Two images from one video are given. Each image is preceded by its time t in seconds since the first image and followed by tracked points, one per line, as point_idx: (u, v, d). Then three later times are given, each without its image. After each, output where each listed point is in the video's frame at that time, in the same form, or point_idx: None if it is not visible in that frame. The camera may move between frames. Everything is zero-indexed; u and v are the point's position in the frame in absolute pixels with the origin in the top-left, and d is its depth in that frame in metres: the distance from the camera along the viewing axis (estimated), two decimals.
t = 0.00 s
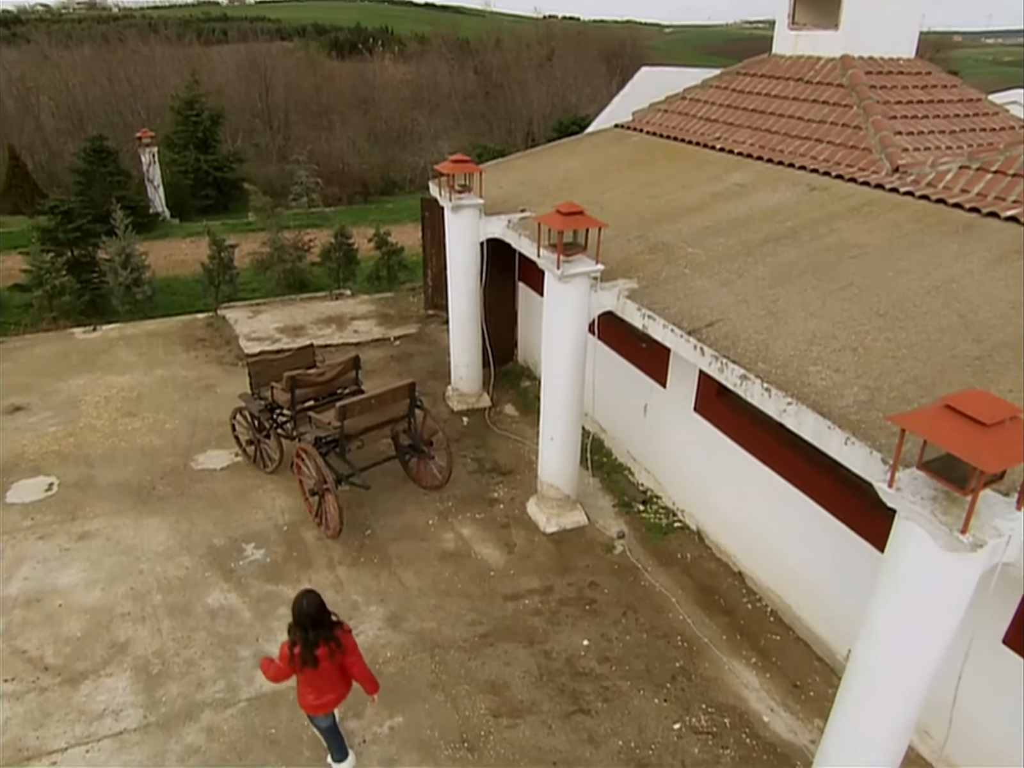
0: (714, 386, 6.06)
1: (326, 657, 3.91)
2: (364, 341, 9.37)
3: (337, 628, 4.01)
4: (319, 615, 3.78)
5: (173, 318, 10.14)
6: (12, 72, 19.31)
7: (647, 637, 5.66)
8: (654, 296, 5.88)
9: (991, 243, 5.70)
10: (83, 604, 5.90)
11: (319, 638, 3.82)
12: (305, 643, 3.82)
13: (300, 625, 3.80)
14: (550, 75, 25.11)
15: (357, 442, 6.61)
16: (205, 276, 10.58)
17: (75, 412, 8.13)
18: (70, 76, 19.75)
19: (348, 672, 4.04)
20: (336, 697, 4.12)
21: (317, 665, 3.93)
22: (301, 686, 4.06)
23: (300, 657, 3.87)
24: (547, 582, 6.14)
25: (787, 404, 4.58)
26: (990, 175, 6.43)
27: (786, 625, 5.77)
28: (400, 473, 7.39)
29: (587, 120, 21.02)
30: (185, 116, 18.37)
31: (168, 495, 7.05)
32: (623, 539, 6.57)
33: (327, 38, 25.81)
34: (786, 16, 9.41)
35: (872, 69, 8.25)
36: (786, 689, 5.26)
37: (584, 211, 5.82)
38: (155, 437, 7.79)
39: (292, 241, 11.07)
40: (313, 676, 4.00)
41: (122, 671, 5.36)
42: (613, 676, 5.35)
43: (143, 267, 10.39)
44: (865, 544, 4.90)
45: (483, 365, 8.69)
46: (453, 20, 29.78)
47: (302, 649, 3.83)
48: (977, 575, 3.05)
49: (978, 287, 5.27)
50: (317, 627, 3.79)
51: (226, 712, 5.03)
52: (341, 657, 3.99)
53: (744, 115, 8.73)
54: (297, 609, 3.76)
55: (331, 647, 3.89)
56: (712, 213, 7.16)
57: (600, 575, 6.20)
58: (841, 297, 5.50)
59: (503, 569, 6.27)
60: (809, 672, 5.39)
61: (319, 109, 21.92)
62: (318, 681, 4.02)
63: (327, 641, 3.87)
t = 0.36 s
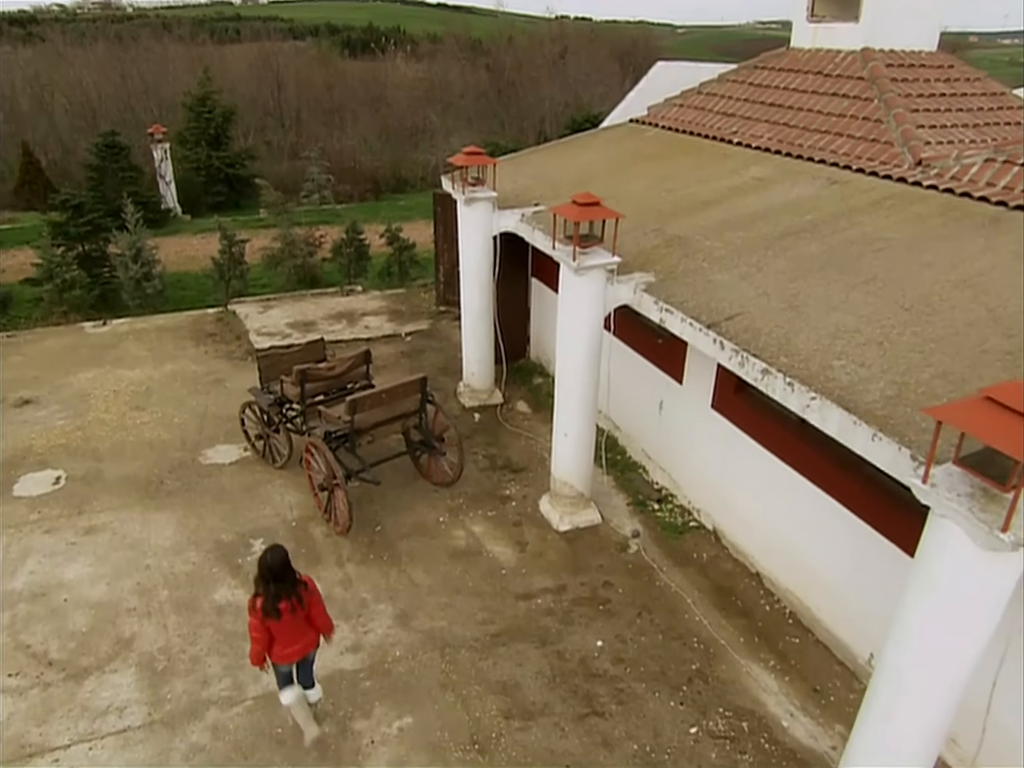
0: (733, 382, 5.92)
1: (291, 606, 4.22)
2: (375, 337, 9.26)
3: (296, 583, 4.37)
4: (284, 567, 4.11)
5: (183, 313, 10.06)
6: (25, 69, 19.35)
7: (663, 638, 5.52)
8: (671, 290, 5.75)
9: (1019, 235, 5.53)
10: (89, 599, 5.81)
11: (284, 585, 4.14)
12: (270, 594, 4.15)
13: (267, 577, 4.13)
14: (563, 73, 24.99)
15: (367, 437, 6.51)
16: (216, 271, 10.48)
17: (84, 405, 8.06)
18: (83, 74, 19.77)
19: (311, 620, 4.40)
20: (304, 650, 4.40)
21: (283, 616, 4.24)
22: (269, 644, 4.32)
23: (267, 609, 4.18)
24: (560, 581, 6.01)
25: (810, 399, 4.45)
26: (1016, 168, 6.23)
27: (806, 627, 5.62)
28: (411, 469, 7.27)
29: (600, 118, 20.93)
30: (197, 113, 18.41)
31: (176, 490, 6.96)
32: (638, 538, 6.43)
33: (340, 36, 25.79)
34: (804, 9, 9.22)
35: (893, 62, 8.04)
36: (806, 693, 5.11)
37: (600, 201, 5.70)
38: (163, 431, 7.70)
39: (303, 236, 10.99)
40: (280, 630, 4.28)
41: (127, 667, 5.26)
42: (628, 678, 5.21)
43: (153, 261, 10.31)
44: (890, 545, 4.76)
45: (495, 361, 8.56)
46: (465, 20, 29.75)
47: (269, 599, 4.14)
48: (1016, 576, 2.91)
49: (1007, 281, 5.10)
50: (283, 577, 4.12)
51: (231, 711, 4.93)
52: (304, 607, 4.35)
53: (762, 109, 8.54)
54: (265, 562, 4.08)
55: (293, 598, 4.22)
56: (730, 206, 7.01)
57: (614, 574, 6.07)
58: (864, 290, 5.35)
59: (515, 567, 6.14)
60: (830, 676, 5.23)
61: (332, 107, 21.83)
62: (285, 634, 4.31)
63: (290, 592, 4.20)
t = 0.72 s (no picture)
0: (756, 376, 5.75)
1: (269, 562, 4.35)
2: (390, 331, 9.13)
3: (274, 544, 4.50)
4: (260, 524, 4.26)
5: (197, 306, 9.97)
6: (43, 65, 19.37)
7: (684, 640, 5.36)
8: (695, 282, 5.59)
9: None
10: (97, 592, 5.72)
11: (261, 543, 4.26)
12: (248, 553, 4.28)
13: (244, 534, 4.27)
14: (579, 72, 24.85)
15: (381, 431, 6.39)
16: (230, 264, 10.36)
17: (96, 397, 7.97)
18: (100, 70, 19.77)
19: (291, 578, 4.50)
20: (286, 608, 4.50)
21: (262, 573, 4.36)
22: (249, 602, 4.43)
23: (245, 566, 4.30)
24: (577, 580, 5.86)
25: (841, 392, 4.29)
26: None
27: (831, 631, 5.43)
28: (425, 465, 7.14)
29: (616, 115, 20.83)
30: (214, 109, 18.36)
31: (188, 483, 6.86)
32: (657, 537, 6.26)
33: (357, 34, 25.74)
34: None
35: (920, 55, 7.72)
36: (832, 698, 4.93)
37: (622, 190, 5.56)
38: (175, 424, 7.61)
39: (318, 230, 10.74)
40: (260, 587, 4.40)
41: (135, 662, 5.16)
42: (647, 680, 5.06)
43: (167, 254, 10.18)
44: (921, 544, 4.58)
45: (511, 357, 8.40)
46: (482, 18, 29.70)
47: (246, 555, 4.27)
48: None
49: None
50: (260, 533, 4.26)
51: (240, 708, 4.81)
52: (282, 565, 4.46)
53: (785, 102, 8.15)
54: (241, 518, 4.23)
55: (272, 555, 4.35)
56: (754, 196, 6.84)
57: (632, 573, 5.91)
58: (895, 282, 5.17)
59: (531, 565, 6.00)
60: (857, 681, 5.05)
61: (347, 104, 21.72)
62: (264, 590, 4.42)
63: (268, 550, 4.32)
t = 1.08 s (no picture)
0: (779, 369, 5.56)
1: (239, 519, 4.42)
2: (400, 324, 8.97)
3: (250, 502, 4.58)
4: (233, 479, 4.34)
5: (206, 299, 9.84)
6: (54, 61, 19.32)
7: (703, 639, 5.19)
8: (716, 271, 5.42)
9: None
10: (101, 586, 5.59)
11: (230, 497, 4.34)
12: (219, 505, 4.37)
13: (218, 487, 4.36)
14: (589, 70, 24.74)
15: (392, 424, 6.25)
16: (239, 258, 10.22)
17: (102, 389, 7.84)
18: (111, 66, 19.71)
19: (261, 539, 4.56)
20: (253, 566, 4.57)
21: (230, 528, 4.44)
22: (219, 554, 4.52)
23: (215, 518, 4.39)
24: (593, 577, 5.70)
25: (873, 383, 4.14)
26: None
27: (856, 631, 5.24)
28: (437, 459, 6.99)
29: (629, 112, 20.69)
30: (224, 105, 18.28)
31: (194, 476, 6.73)
32: (674, 534, 6.08)
33: (368, 32, 25.65)
34: None
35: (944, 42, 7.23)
36: (857, 701, 4.75)
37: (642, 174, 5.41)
38: (182, 417, 7.48)
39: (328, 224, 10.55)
40: (228, 540, 4.48)
41: (138, 657, 5.02)
42: (665, 681, 4.89)
43: (176, 246, 10.04)
44: (955, 543, 4.39)
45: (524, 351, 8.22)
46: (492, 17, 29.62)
47: (216, 507, 4.36)
48: None
49: None
50: (232, 488, 4.34)
51: (245, 706, 4.66)
52: (254, 524, 4.52)
53: (801, 92, 7.67)
54: (216, 471, 4.32)
55: (241, 511, 4.42)
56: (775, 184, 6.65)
57: (649, 571, 5.74)
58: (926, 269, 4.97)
59: (545, 562, 5.83)
60: (883, 684, 4.86)
61: (358, 100, 21.59)
62: (233, 546, 4.50)
63: (237, 504, 4.39)
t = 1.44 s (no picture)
0: (803, 363, 5.34)
1: (221, 481, 4.60)
2: (409, 320, 8.79)
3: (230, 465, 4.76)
4: (216, 444, 4.50)
5: (212, 295, 9.69)
6: (62, 59, 19.26)
7: (725, 643, 4.98)
8: (738, 261, 5.23)
9: None
10: (101, 584, 5.42)
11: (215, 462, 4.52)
12: (202, 468, 4.54)
13: (201, 452, 4.52)
14: (599, 70, 24.60)
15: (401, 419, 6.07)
16: (246, 253, 10.07)
17: (106, 384, 7.68)
18: (119, 65, 19.64)
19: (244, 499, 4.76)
20: (238, 526, 4.77)
21: (214, 490, 4.63)
22: (204, 517, 4.70)
23: (198, 481, 4.57)
24: (609, 578, 5.50)
25: (907, 372, 3.91)
26: None
27: (883, 636, 5.01)
28: (447, 456, 6.80)
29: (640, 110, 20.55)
30: (232, 103, 18.19)
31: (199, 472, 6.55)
32: (693, 534, 5.86)
33: (377, 32, 25.57)
34: None
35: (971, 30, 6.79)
36: (887, 709, 4.53)
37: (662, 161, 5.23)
38: (187, 412, 7.31)
39: (336, 220, 10.42)
40: (212, 503, 4.67)
41: (138, 657, 4.84)
42: (686, 686, 4.68)
43: (183, 241, 9.90)
44: (990, 542, 4.18)
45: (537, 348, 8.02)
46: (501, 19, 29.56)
47: (200, 471, 4.53)
48: None
49: None
50: (215, 453, 4.51)
51: (249, 709, 4.48)
52: (236, 485, 4.72)
53: (820, 83, 7.24)
54: (199, 436, 4.48)
55: (224, 473, 4.60)
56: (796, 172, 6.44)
57: (668, 572, 5.53)
58: (959, 257, 4.75)
59: (560, 562, 5.64)
60: (915, 691, 4.64)
61: (366, 100, 21.46)
62: (218, 507, 4.69)
63: (221, 468, 4.57)
